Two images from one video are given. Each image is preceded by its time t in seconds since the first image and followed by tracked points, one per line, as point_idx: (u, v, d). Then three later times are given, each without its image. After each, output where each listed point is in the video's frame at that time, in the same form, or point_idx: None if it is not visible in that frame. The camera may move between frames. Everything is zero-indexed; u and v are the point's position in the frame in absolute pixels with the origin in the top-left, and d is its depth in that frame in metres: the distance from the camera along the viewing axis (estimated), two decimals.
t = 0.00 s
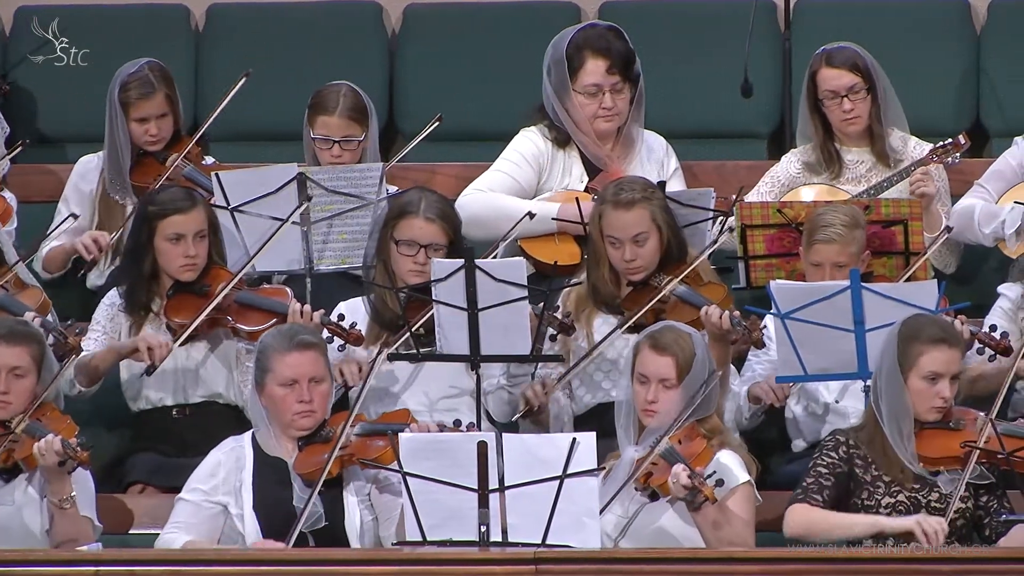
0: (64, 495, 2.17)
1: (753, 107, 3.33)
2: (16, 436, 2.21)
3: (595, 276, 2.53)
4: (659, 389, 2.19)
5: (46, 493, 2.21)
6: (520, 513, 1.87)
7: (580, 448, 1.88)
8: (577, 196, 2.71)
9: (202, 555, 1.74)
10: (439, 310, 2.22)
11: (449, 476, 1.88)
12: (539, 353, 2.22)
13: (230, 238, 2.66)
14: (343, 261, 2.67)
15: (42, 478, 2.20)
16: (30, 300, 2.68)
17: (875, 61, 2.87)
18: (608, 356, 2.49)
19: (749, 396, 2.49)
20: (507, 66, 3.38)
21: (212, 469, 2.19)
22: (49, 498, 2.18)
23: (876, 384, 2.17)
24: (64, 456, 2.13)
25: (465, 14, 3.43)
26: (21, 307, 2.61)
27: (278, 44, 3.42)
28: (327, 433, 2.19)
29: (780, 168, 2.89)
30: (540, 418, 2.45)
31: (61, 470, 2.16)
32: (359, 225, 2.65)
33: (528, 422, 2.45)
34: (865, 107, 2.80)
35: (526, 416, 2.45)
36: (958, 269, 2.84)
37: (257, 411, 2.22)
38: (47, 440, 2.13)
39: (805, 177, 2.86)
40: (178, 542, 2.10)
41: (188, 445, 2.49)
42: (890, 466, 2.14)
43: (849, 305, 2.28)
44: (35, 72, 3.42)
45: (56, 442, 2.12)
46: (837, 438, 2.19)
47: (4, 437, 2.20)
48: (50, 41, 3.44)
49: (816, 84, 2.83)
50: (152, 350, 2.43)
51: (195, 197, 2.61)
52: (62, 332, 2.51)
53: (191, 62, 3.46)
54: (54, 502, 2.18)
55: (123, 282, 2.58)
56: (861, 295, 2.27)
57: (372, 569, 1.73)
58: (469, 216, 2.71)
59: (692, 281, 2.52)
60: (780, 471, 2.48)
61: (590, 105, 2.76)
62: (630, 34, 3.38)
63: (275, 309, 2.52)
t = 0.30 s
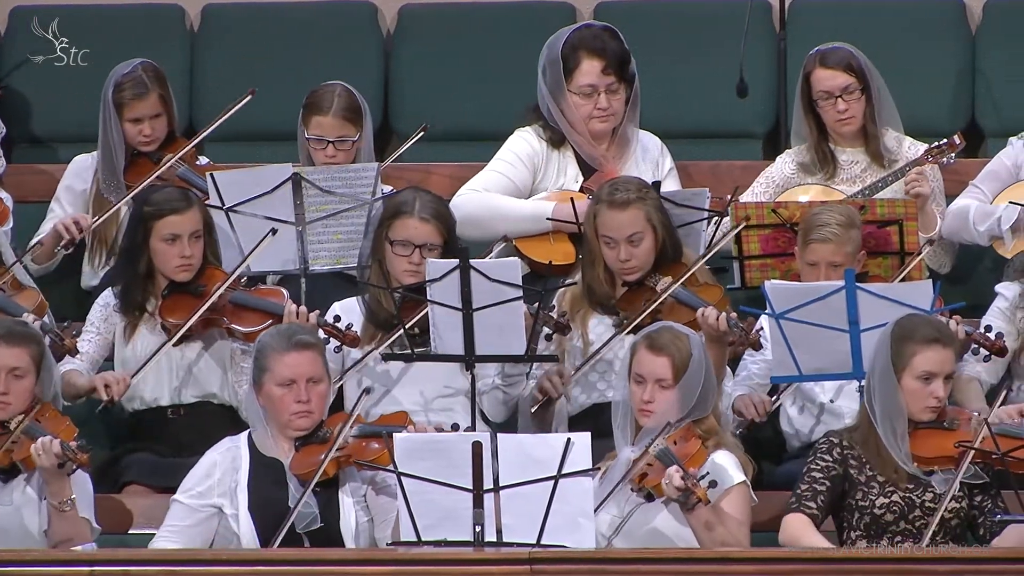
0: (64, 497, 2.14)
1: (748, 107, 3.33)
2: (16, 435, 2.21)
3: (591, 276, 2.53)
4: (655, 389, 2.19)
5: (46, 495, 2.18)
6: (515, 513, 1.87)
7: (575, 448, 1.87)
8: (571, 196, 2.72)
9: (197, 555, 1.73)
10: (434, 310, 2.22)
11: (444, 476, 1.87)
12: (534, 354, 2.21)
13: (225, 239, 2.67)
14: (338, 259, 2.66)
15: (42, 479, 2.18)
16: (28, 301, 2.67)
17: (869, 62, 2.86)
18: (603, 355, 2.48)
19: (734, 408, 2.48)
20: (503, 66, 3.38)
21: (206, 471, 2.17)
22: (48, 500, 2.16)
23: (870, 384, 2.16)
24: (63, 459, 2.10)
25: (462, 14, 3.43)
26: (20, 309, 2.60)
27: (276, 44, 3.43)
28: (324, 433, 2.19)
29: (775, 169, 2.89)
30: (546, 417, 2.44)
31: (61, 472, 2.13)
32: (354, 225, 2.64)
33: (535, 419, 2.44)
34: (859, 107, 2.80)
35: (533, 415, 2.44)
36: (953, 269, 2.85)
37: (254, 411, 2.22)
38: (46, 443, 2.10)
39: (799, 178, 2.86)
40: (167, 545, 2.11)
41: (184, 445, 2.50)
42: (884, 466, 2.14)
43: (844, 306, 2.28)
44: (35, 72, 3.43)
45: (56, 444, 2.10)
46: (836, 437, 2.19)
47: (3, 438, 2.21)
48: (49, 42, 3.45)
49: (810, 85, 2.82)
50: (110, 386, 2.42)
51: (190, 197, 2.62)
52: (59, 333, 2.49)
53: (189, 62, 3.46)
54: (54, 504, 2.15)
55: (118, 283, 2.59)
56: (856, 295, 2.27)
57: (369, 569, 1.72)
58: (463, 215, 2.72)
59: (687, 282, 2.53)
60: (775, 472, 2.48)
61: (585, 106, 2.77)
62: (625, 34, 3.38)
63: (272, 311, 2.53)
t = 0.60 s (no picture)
0: (62, 495, 2.14)
1: (744, 107, 3.33)
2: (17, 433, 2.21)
3: (585, 276, 2.53)
4: (648, 384, 2.18)
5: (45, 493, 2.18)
6: (511, 513, 1.87)
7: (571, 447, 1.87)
8: (567, 196, 2.72)
9: (192, 556, 1.73)
10: (430, 310, 2.22)
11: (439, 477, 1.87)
12: (530, 354, 2.20)
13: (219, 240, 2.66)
14: (333, 259, 2.67)
15: (42, 477, 2.18)
16: (19, 297, 2.68)
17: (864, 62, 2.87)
18: (598, 352, 2.47)
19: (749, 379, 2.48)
20: (500, 66, 3.38)
21: (205, 469, 2.17)
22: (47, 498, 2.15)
23: (864, 386, 2.16)
24: (69, 456, 2.11)
25: (459, 14, 3.43)
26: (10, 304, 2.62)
27: (274, 44, 3.43)
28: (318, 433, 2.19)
29: (770, 168, 2.89)
30: (554, 400, 2.46)
31: (65, 469, 2.14)
32: (349, 225, 2.66)
33: (542, 403, 2.46)
34: (854, 108, 2.80)
35: (542, 394, 2.46)
36: (947, 270, 2.85)
37: (249, 410, 2.22)
38: (52, 439, 2.12)
39: (795, 178, 2.85)
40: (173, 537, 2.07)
41: (180, 445, 2.49)
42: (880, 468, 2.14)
43: (838, 305, 2.28)
44: (34, 72, 3.43)
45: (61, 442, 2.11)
46: (830, 437, 2.18)
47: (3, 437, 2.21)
48: (49, 41, 3.45)
49: (804, 85, 2.83)
50: (150, 351, 2.42)
51: (185, 197, 2.62)
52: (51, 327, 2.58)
53: (188, 62, 3.47)
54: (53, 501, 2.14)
55: (112, 284, 2.59)
56: (851, 295, 2.28)
57: (364, 570, 1.72)
58: (458, 215, 2.71)
59: (682, 280, 2.53)
60: (770, 472, 2.48)
61: (580, 105, 2.77)
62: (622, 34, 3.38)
63: (267, 312, 2.52)
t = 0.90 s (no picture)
0: (52, 493, 2.15)
1: (739, 107, 3.34)
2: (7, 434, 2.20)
3: (579, 276, 2.53)
4: (642, 381, 2.18)
5: (35, 493, 2.19)
6: (507, 514, 1.86)
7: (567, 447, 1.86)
8: (562, 196, 2.72)
9: (188, 556, 1.73)
10: (426, 310, 2.21)
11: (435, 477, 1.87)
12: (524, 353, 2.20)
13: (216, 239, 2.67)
14: (329, 259, 2.65)
15: (31, 477, 2.18)
16: (12, 300, 2.68)
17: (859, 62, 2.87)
18: (591, 351, 2.47)
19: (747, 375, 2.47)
20: (498, 66, 3.38)
21: (201, 470, 2.18)
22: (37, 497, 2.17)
23: (859, 386, 2.16)
24: (54, 457, 2.12)
25: (457, 14, 3.43)
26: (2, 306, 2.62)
27: (272, 45, 3.43)
28: (313, 433, 2.19)
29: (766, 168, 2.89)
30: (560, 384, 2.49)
31: (50, 469, 2.14)
32: (345, 225, 2.64)
33: (541, 395, 2.48)
34: (850, 108, 2.80)
35: (542, 385, 2.49)
36: (943, 270, 2.85)
37: (245, 410, 2.22)
38: (37, 439, 2.12)
39: (790, 178, 2.86)
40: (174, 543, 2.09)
41: (176, 445, 2.50)
42: (876, 467, 2.14)
43: (834, 306, 2.28)
44: (34, 72, 3.43)
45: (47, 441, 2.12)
46: (825, 437, 2.18)
47: None
48: (49, 42, 3.45)
49: (800, 85, 2.83)
50: (145, 349, 2.40)
51: (181, 197, 2.61)
52: (44, 332, 2.56)
53: (186, 61, 3.47)
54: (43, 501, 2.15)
55: (109, 284, 2.59)
56: (847, 295, 2.27)
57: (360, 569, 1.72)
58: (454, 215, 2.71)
59: (676, 280, 2.53)
60: (766, 471, 2.49)
61: (576, 105, 2.77)
62: (619, 34, 3.38)
63: (262, 312, 2.52)
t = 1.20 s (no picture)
0: (47, 495, 2.15)
1: (734, 106, 3.34)
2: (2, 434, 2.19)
3: (575, 276, 2.52)
4: (641, 382, 2.17)
5: (31, 495, 2.18)
6: (501, 514, 1.86)
7: (563, 447, 1.86)
8: (557, 196, 2.72)
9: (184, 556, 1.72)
10: (421, 310, 2.21)
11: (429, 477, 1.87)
12: (518, 353, 2.20)
13: (212, 237, 2.67)
14: (324, 258, 2.66)
15: (25, 478, 2.18)
16: (6, 305, 2.66)
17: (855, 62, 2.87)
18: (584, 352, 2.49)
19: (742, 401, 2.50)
20: (495, 66, 3.38)
21: (191, 470, 2.17)
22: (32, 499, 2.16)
23: (858, 385, 2.15)
24: (47, 457, 2.12)
25: (454, 14, 3.43)
26: None
27: (270, 45, 3.43)
28: (309, 433, 2.19)
29: (761, 168, 2.89)
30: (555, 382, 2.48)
31: (43, 469, 2.14)
32: (340, 225, 2.64)
33: (526, 412, 2.47)
34: (845, 108, 2.80)
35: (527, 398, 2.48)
36: (938, 270, 2.86)
37: (239, 410, 2.21)
38: (30, 439, 2.12)
39: (785, 178, 2.86)
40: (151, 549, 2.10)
41: (170, 445, 2.49)
42: (871, 467, 2.13)
43: (829, 305, 2.28)
44: (34, 71, 3.43)
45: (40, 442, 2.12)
46: (823, 437, 2.18)
47: None
48: (49, 41, 3.45)
49: (796, 84, 2.82)
50: (124, 394, 2.42)
51: (178, 197, 2.61)
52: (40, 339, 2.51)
53: (184, 61, 3.46)
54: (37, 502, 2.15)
55: (104, 284, 2.60)
56: (843, 295, 2.26)
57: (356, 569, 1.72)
58: (448, 215, 2.72)
59: (670, 280, 2.53)
60: (761, 471, 2.46)
61: (572, 105, 2.77)
62: (616, 35, 3.38)
63: (257, 313, 2.53)
